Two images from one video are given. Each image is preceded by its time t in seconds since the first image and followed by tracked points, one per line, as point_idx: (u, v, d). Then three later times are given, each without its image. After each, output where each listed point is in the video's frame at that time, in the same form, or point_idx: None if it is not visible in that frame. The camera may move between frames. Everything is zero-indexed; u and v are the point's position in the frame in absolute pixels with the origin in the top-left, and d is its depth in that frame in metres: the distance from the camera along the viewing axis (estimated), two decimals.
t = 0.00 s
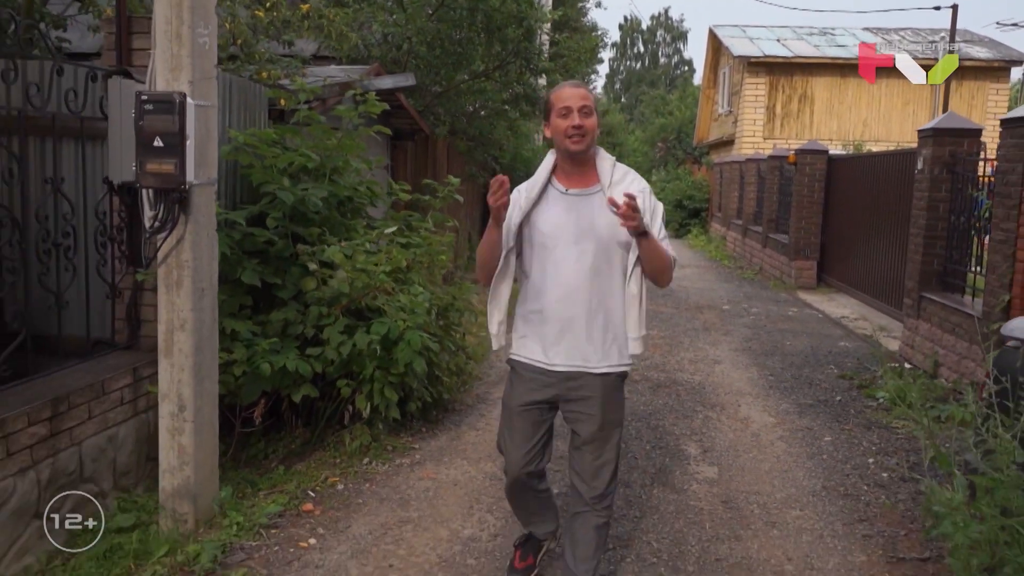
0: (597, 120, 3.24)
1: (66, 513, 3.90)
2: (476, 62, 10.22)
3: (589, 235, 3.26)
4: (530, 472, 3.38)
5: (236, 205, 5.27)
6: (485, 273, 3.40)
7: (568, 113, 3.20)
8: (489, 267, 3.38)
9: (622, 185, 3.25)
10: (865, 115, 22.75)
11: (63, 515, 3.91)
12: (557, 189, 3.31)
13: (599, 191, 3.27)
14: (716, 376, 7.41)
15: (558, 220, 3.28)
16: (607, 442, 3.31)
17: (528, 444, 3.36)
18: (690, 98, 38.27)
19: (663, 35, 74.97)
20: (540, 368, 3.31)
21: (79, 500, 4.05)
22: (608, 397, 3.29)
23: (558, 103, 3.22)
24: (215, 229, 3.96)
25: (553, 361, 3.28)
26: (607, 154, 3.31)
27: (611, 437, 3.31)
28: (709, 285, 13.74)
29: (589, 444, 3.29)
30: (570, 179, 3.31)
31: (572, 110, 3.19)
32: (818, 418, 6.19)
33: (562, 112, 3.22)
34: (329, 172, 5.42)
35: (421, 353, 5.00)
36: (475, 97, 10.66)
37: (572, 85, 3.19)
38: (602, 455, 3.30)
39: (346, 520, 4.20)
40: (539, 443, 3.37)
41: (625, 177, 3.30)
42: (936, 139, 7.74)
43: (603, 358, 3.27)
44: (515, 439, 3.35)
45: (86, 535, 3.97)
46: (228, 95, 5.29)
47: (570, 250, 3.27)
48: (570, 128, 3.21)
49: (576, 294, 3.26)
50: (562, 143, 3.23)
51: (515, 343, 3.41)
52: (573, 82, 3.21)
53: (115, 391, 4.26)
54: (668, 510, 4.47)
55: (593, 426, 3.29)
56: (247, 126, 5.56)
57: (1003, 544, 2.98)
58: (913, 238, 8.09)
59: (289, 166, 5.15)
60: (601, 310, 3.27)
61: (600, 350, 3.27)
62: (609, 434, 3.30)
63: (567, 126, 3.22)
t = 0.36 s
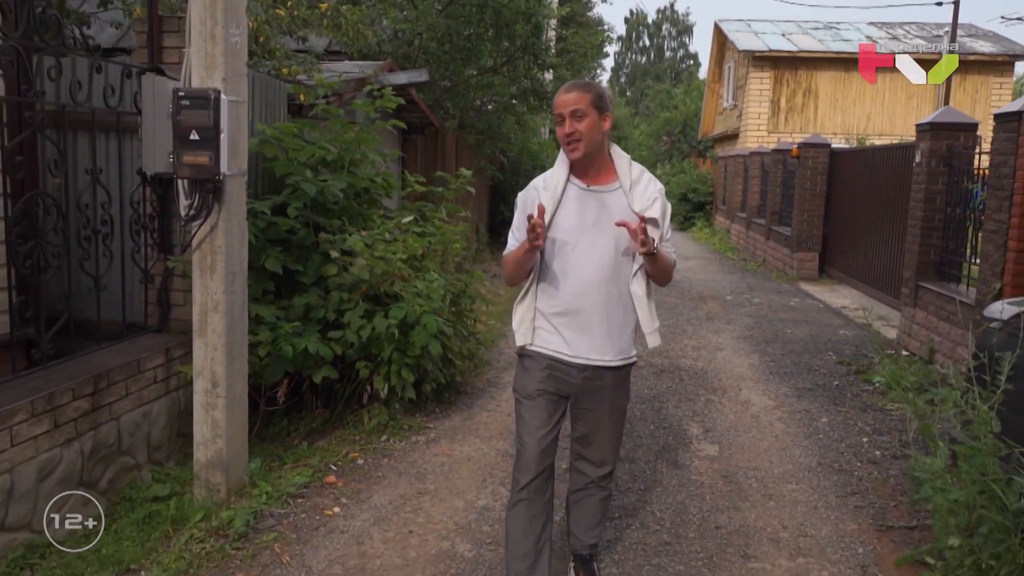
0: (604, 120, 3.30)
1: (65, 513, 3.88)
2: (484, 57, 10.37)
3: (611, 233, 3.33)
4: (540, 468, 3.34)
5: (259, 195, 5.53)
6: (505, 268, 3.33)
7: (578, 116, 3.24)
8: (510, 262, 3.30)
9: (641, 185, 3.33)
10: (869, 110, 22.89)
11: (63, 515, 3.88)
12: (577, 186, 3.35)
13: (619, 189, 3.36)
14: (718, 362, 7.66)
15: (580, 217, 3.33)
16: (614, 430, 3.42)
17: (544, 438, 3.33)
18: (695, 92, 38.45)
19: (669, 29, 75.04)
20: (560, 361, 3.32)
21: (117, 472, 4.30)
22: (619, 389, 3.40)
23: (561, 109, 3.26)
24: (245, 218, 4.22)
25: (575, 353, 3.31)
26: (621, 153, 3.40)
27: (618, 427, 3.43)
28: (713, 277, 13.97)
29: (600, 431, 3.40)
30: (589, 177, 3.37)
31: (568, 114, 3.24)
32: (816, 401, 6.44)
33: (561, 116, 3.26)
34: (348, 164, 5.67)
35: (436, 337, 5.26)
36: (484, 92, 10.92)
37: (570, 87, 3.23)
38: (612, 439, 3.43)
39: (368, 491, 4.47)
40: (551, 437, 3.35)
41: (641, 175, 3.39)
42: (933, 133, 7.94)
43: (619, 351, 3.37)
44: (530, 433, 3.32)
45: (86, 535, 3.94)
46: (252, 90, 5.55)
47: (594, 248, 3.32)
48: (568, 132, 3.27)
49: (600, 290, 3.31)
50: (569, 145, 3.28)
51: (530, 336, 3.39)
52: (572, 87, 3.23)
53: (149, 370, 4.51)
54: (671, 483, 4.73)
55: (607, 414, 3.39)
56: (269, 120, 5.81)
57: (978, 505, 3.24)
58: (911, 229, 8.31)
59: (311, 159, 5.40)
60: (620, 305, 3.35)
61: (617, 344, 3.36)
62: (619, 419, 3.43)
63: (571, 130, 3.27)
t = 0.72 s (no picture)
0: (578, 118, 3.24)
1: (64, 512, 3.83)
2: (494, 56, 10.66)
3: (597, 232, 3.27)
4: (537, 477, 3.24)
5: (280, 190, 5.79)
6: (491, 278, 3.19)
7: (551, 116, 3.17)
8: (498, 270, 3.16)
9: (623, 180, 3.31)
10: (876, 107, 23.06)
11: (63, 514, 3.83)
12: (559, 187, 3.27)
13: (601, 186, 3.31)
14: (722, 352, 7.90)
15: (566, 219, 3.25)
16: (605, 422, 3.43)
17: (538, 441, 3.24)
18: (703, 89, 38.62)
19: (677, 25, 75.15)
20: (557, 364, 3.25)
21: (151, 451, 4.55)
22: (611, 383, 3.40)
23: (536, 108, 3.18)
24: (271, 210, 4.48)
25: (571, 353, 3.25)
26: (598, 150, 3.35)
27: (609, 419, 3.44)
28: (719, 271, 14.19)
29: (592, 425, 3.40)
30: (570, 177, 3.29)
31: (540, 115, 3.18)
32: (815, 388, 6.67)
33: (534, 117, 3.19)
34: (365, 161, 5.92)
35: (449, 325, 5.51)
36: (494, 90, 11.22)
37: (542, 86, 3.17)
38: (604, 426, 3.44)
39: (386, 469, 4.72)
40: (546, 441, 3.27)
41: (620, 169, 3.36)
42: (932, 129, 8.14)
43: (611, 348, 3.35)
44: (529, 440, 3.22)
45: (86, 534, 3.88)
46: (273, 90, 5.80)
47: (584, 249, 3.26)
48: (539, 134, 3.20)
49: (592, 290, 3.26)
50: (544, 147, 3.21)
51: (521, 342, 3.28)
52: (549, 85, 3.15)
53: (179, 355, 4.77)
54: (673, 463, 4.97)
55: (600, 403, 3.38)
56: (289, 118, 6.07)
57: (958, 476, 3.48)
58: (910, 223, 8.52)
59: (331, 154, 5.66)
60: (610, 304, 3.34)
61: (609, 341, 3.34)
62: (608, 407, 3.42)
63: (545, 130, 3.19)
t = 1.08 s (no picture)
0: (548, 117, 3.26)
1: (64, 512, 3.83)
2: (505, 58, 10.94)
3: (572, 226, 3.33)
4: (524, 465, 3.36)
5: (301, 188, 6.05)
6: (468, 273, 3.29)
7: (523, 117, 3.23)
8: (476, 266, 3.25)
9: (598, 173, 3.34)
10: (886, 107, 23.11)
11: (63, 514, 3.83)
12: (535, 182, 3.33)
13: (575, 180, 3.35)
14: (727, 346, 8.12)
15: (541, 214, 3.31)
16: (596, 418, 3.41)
17: (520, 436, 3.35)
18: (714, 89, 38.78)
19: (689, 25, 75.24)
20: (534, 356, 3.36)
21: (182, 434, 4.82)
22: (597, 376, 3.41)
23: (511, 107, 3.22)
24: (295, 207, 4.75)
25: (547, 345, 3.35)
26: (574, 142, 3.37)
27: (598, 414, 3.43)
28: (728, 269, 14.39)
29: (580, 419, 3.39)
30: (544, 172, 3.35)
31: (514, 116, 3.23)
32: (817, 380, 6.89)
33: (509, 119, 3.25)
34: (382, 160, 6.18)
35: (463, 317, 5.76)
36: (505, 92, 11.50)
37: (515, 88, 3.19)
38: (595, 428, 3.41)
39: (403, 452, 4.97)
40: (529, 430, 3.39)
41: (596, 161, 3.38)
42: (933, 129, 8.35)
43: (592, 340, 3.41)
44: (511, 431, 3.34)
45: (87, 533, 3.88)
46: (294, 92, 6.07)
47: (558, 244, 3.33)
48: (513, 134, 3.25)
49: (568, 284, 3.34)
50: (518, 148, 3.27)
51: (501, 334, 3.42)
52: (525, 83, 3.18)
53: (208, 344, 5.05)
54: (677, 449, 5.20)
55: (585, 403, 3.39)
56: (309, 119, 6.34)
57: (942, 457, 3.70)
58: (912, 221, 8.72)
59: (350, 155, 5.92)
60: (588, 296, 3.40)
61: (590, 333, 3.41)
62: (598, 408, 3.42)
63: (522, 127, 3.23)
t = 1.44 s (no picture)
0: (575, 114, 3.25)
1: (65, 513, 3.83)
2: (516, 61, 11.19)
3: (569, 221, 3.30)
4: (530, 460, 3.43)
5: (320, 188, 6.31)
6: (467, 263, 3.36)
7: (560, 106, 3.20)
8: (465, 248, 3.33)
9: (599, 171, 3.31)
10: (894, 109, 23.22)
11: (63, 515, 3.83)
12: (536, 176, 3.34)
13: (576, 178, 3.33)
14: (732, 342, 8.33)
15: (538, 207, 3.32)
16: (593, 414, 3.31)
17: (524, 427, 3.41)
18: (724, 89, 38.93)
19: (699, 25, 75.34)
20: (529, 352, 3.35)
21: (208, 422, 5.06)
22: (598, 371, 3.32)
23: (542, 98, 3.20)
24: (315, 206, 5.00)
25: (542, 341, 3.31)
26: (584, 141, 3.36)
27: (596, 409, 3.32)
28: (735, 269, 14.59)
29: (575, 415, 3.31)
30: (548, 167, 3.35)
31: (555, 105, 3.19)
32: (817, 375, 7.10)
33: (546, 107, 3.20)
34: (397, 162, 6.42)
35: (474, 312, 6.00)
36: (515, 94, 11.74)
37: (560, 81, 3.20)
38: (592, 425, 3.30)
39: (418, 440, 5.21)
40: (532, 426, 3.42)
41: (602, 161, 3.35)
42: (934, 131, 8.53)
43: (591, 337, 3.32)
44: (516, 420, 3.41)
45: (86, 535, 3.91)
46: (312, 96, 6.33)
47: (552, 239, 3.31)
48: (555, 124, 3.22)
49: (562, 279, 3.29)
50: (542, 136, 3.25)
51: (501, 329, 3.44)
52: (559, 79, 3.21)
53: (232, 336, 5.30)
54: (680, 438, 5.42)
55: (582, 397, 3.31)
56: (327, 122, 6.59)
57: (927, 443, 3.91)
58: (913, 220, 8.91)
59: (367, 156, 6.17)
60: (585, 293, 3.34)
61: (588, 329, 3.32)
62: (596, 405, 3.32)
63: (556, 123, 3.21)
